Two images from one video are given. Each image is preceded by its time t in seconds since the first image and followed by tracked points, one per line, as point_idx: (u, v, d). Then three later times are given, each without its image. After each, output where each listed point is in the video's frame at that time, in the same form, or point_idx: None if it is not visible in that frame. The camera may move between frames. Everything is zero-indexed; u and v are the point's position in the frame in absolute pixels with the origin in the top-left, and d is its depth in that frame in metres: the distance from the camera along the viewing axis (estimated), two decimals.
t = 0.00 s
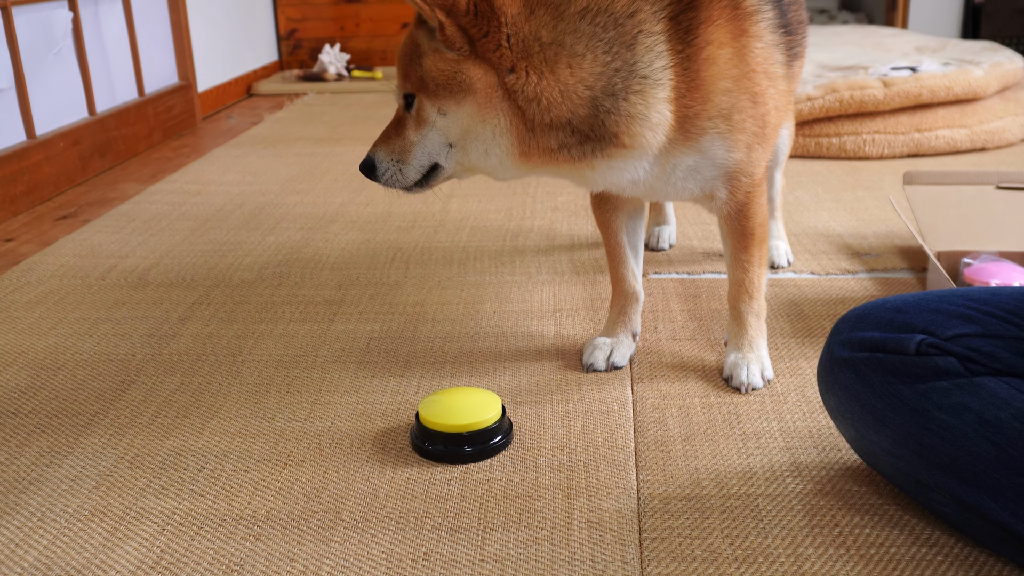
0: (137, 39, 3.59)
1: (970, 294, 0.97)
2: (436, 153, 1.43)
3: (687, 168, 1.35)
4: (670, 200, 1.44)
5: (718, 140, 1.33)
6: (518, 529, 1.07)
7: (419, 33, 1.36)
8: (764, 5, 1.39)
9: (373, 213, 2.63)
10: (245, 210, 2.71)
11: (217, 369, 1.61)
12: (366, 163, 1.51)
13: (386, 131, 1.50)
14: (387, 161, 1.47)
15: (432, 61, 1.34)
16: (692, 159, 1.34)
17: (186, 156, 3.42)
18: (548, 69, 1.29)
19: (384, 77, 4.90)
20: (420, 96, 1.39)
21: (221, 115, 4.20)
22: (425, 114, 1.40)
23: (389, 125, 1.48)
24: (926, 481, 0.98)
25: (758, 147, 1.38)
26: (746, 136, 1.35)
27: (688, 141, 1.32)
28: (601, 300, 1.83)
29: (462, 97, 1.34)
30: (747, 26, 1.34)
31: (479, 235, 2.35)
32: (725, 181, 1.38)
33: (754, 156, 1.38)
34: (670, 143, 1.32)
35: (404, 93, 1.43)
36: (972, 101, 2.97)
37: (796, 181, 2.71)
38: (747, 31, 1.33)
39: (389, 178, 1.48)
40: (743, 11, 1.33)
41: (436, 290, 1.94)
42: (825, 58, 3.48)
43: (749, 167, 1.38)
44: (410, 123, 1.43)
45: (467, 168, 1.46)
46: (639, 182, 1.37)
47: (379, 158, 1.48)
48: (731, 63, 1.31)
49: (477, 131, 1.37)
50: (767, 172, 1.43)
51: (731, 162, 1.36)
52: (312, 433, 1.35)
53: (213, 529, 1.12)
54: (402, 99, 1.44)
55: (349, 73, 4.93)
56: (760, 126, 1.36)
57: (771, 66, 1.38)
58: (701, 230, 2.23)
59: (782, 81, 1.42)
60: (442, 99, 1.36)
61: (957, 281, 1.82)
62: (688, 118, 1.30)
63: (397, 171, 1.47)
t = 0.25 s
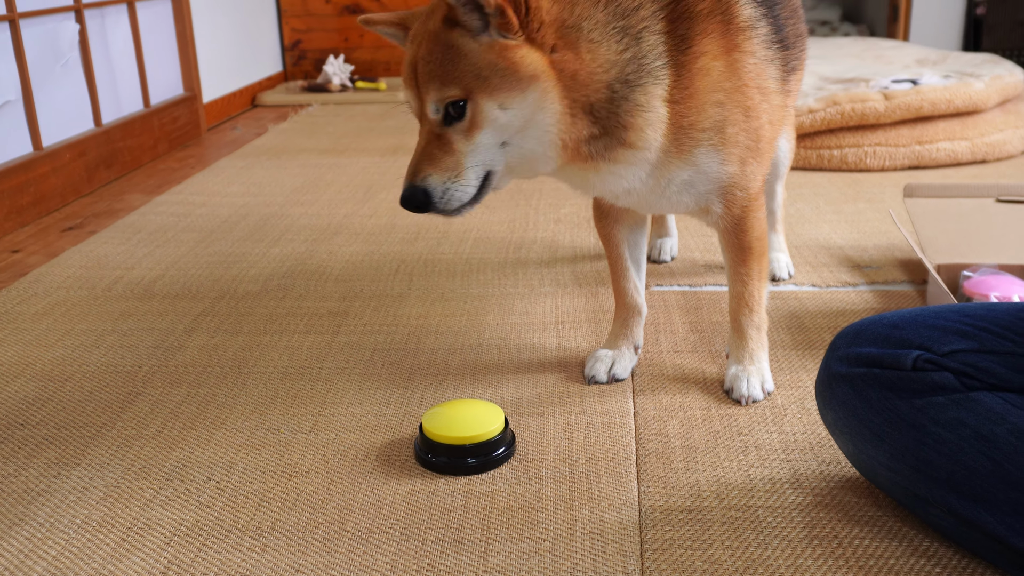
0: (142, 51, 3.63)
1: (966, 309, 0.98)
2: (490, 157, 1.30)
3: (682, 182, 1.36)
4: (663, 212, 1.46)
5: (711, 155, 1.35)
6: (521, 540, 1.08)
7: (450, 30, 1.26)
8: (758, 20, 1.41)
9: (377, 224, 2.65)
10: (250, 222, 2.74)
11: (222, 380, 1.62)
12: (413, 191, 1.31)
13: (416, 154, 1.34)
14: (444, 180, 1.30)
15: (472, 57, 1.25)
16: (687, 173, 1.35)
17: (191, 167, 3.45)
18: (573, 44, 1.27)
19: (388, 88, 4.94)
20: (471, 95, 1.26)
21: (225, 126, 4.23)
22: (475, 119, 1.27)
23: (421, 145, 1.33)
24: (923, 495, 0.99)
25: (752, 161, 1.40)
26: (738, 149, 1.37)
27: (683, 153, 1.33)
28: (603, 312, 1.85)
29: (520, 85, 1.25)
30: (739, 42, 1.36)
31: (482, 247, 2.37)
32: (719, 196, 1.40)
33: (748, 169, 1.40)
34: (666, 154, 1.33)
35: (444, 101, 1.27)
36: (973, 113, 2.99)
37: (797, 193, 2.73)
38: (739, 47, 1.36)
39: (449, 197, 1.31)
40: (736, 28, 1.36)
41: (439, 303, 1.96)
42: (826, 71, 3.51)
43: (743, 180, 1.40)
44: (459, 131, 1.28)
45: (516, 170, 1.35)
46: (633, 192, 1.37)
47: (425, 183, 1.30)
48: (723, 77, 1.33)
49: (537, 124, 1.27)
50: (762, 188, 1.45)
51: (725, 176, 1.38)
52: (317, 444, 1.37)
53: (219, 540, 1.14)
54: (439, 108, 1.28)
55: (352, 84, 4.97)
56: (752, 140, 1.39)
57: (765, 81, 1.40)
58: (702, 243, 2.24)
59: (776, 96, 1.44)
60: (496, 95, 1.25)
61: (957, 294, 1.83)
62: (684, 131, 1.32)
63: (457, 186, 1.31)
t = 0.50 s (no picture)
0: (147, 61, 3.66)
1: (961, 331, 0.98)
2: (566, 121, 1.27)
3: (676, 196, 1.38)
4: (653, 224, 1.47)
5: (705, 166, 1.37)
6: (518, 557, 1.09)
7: None
8: (743, 37, 1.45)
9: (379, 238, 2.66)
10: (252, 234, 2.75)
11: (223, 393, 1.63)
12: (500, 152, 1.21)
13: (486, 118, 1.24)
14: (532, 138, 1.22)
15: (547, 19, 1.24)
16: (681, 185, 1.37)
17: (194, 178, 3.47)
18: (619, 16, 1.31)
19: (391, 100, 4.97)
20: (551, 54, 1.23)
21: (228, 137, 4.25)
22: (555, 80, 1.24)
23: (493, 106, 1.24)
24: (918, 515, 1.00)
25: (741, 176, 1.42)
26: (729, 162, 1.40)
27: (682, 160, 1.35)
28: (602, 327, 1.86)
29: (598, 47, 1.26)
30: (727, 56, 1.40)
31: (482, 261, 2.39)
32: (710, 211, 1.42)
33: (737, 185, 1.42)
34: (665, 165, 1.34)
35: (526, 59, 1.22)
36: (972, 132, 3.01)
37: (797, 210, 2.75)
38: (728, 60, 1.40)
39: (537, 157, 1.23)
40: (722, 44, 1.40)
41: (439, 317, 1.97)
42: (827, 88, 3.53)
43: (733, 195, 1.42)
44: (539, 91, 1.24)
45: (575, 145, 1.31)
46: (630, 201, 1.38)
47: (509, 140, 1.21)
48: (715, 88, 1.37)
49: (613, 87, 1.28)
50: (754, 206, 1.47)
51: (716, 192, 1.40)
52: (316, 458, 1.37)
53: (218, 554, 1.14)
54: (519, 67, 1.23)
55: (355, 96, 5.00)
56: (740, 154, 1.41)
57: (751, 97, 1.44)
58: (700, 260, 2.26)
59: (762, 113, 1.47)
60: (578, 55, 1.24)
61: (955, 313, 1.85)
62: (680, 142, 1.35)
63: (542, 147, 1.23)
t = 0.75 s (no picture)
0: (150, 80, 3.69)
1: (961, 354, 0.99)
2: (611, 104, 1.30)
3: (671, 214, 1.40)
4: (646, 242, 1.49)
5: (700, 180, 1.40)
6: None
7: None
8: (732, 58, 1.50)
9: (381, 256, 2.68)
10: (255, 253, 2.77)
11: (227, 413, 1.64)
12: (558, 130, 1.23)
13: (539, 95, 1.25)
14: (584, 120, 1.24)
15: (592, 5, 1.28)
16: (677, 202, 1.39)
17: (197, 196, 3.49)
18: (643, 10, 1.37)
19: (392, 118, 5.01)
20: (599, 42, 1.26)
21: (231, 155, 4.29)
22: (603, 65, 1.27)
23: (545, 85, 1.25)
24: (918, 536, 1.01)
25: (734, 196, 1.45)
26: (721, 178, 1.43)
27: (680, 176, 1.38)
28: (604, 346, 1.87)
29: (638, 36, 1.30)
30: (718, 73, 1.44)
31: (484, 279, 2.40)
32: (704, 230, 1.44)
33: (731, 203, 1.45)
34: (665, 180, 1.37)
35: (577, 45, 1.25)
36: (971, 151, 3.04)
37: (797, 229, 2.76)
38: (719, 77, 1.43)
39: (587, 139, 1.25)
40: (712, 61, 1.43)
41: (442, 336, 1.98)
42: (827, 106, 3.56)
43: (728, 214, 1.44)
44: (586, 77, 1.26)
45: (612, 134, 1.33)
46: (627, 215, 1.41)
47: (568, 115, 1.23)
48: (708, 105, 1.40)
49: (652, 74, 1.32)
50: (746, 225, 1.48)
51: (710, 211, 1.42)
52: (321, 479, 1.38)
53: None
54: (570, 52, 1.25)
55: (357, 113, 5.03)
56: (730, 171, 1.44)
57: (737, 116, 1.47)
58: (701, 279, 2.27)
59: (748, 133, 1.52)
60: (621, 46, 1.28)
61: (954, 333, 1.86)
62: (678, 158, 1.37)
63: (591, 130, 1.25)
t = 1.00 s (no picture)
0: (150, 100, 3.71)
1: (961, 366, 0.99)
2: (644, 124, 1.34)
3: (672, 227, 1.41)
4: (646, 255, 1.50)
5: (702, 193, 1.42)
6: None
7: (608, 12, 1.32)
8: (724, 73, 1.55)
9: (382, 273, 2.69)
10: (256, 271, 2.77)
11: (229, 432, 1.64)
12: (618, 150, 1.24)
13: (590, 118, 1.27)
14: (635, 143, 1.27)
15: (628, 28, 1.33)
16: (678, 215, 1.41)
17: (198, 215, 3.51)
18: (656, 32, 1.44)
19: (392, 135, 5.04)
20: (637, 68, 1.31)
21: (231, 173, 4.31)
22: (639, 85, 1.32)
23: (596, 106, 1.27)
24: (921, 549, 1.01)
25: (730, 207, 1.47)
26: (720, 190, 1.46)
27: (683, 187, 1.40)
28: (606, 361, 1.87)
29: (665, 59, 1.37)
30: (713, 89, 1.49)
31: (485, 295, 2.41)
32: (703, 244, 1.45)
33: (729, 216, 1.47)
34: (669, 192, 1.39)
35: (621, 70, 1.29)
36: (969, 162, 3.05)
37: (796, 242, 2.77)
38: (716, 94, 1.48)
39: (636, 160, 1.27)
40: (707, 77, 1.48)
41: (443, 353, 1.99)
42: (824, 120, 3.58)
43: (726, 228, 1.46)
44: (627, 101, 1.30)
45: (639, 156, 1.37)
46: (631, 228, 1.42)
47: (624, 142, 1.24)
48: (708, 121, 1.45)
49: (676, 96, 1.38)
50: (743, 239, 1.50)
51: (710, 223, 1.44)
52: (323, 498, 1.38)
53: None
54: (615, 75, 1.29)
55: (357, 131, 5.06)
56: (728, 184, 1.48)
57: (732, 131, 1.52)
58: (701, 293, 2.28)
59: (743, 145, 1.56)
60: (653, 69, 1.34)
61: (954, 345, 1.86)
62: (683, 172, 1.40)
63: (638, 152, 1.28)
